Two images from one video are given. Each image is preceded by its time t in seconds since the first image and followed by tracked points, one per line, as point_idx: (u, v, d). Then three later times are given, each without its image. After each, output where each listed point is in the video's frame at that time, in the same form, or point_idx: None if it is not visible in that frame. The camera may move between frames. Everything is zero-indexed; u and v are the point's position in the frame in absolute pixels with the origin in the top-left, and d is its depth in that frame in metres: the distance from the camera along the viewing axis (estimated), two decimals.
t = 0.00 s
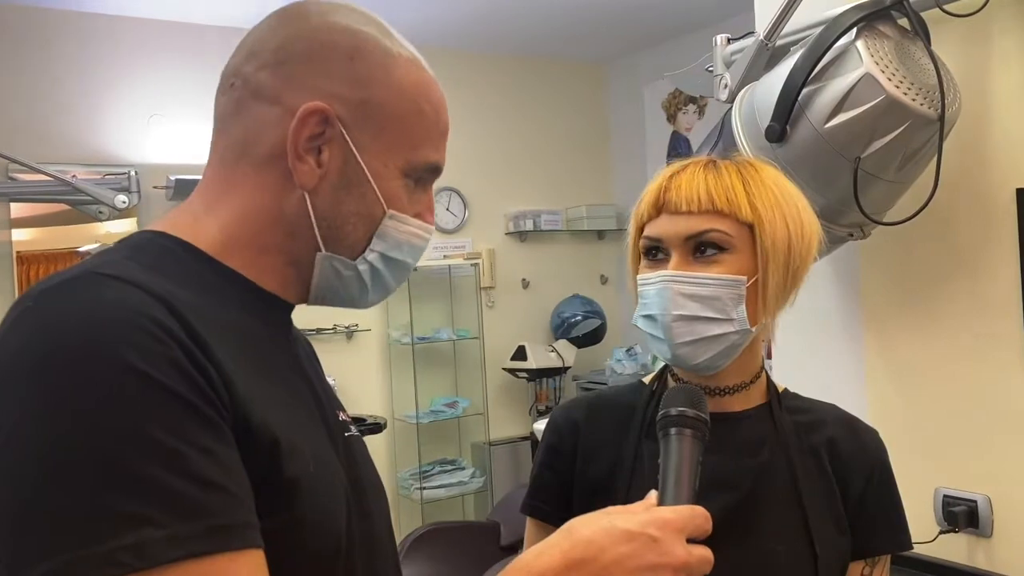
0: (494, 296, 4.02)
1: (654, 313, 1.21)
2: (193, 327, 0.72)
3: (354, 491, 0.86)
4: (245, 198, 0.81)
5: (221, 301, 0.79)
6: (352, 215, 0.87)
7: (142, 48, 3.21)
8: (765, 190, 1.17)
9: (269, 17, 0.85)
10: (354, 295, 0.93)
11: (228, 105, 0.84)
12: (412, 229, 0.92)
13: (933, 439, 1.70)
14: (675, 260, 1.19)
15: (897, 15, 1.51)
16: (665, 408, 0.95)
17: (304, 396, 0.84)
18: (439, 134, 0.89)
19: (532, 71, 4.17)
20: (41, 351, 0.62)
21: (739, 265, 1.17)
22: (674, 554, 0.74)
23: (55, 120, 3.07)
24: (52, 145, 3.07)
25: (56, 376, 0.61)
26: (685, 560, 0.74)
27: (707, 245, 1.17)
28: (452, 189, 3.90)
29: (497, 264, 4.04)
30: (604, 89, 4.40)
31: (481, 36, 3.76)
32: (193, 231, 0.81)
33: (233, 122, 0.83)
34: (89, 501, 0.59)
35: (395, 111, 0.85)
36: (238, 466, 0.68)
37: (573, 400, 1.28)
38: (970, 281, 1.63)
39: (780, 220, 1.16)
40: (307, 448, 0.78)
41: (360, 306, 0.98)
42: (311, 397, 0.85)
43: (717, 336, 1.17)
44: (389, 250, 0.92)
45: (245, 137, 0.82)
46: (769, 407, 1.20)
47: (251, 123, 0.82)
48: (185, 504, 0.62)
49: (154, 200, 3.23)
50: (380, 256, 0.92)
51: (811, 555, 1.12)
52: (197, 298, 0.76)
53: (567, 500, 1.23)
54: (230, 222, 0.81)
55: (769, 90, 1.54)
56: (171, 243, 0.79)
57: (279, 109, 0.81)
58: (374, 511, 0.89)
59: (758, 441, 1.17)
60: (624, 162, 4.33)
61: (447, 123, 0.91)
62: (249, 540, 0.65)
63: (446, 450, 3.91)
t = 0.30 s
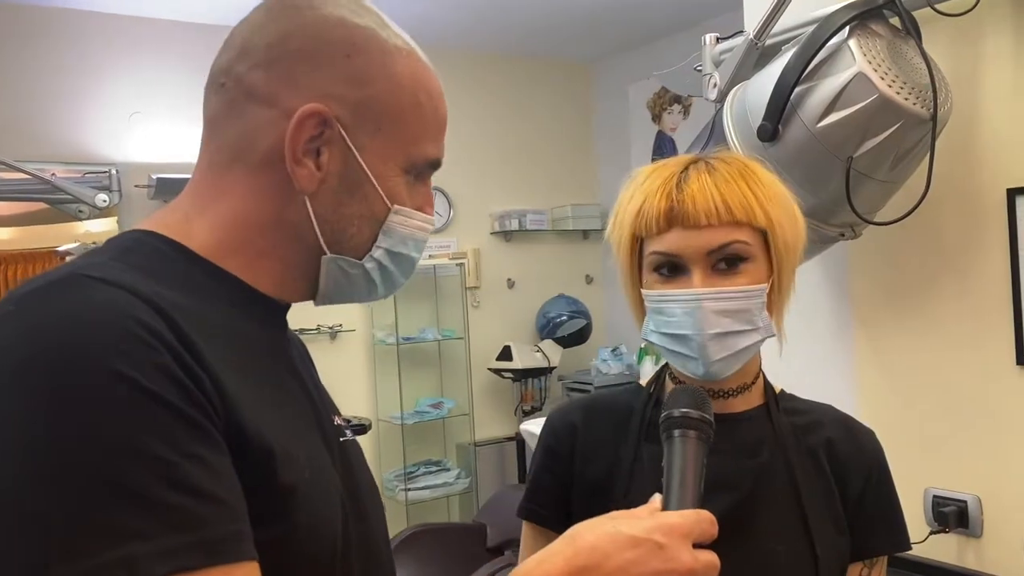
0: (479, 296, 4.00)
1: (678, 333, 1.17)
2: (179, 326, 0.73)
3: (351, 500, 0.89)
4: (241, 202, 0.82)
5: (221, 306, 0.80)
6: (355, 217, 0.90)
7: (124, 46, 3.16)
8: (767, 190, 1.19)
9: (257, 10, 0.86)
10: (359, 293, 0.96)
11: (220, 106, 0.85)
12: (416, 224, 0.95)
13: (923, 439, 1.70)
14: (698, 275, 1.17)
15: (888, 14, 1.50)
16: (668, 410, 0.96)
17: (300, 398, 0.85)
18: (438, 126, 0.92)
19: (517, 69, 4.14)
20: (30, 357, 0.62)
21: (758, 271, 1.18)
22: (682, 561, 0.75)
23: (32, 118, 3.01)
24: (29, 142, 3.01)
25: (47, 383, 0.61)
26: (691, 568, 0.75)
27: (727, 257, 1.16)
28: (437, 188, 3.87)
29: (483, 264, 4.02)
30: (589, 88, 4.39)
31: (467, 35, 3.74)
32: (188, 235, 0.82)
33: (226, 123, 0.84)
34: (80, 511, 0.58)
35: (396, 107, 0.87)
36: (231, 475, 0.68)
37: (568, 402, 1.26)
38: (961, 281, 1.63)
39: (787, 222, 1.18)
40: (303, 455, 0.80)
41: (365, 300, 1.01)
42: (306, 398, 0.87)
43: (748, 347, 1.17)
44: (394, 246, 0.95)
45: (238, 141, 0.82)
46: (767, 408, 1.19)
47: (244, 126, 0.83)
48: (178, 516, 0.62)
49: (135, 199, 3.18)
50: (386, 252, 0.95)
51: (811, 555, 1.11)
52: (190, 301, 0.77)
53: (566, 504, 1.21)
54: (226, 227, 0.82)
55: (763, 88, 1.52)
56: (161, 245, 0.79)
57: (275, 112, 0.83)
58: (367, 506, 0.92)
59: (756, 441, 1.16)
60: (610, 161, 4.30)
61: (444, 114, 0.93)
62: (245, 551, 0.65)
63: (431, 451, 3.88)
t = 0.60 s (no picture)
0: (463, 296, 3.98)
1: (691, 314, 1.15)
2: (166, 329, 0.72)
3: (343, 504, 0.89)
4: (228, 201, 0.80)
5: (208, 309, 0.78)
6: (346, 216, 0.88)
7: (103, 44, 3.11)
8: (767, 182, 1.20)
9: (242, 3, 0.84)
10: (351, 289, 0.95)
11: (204, 102, 0.83)
12: (409, 219, 0.93)
13: (911, 439, 1.70)
14: (708, 256, 1.16)
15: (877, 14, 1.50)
16: (665, 417, 0.96)
17: (289, 401, 0.84)
18: (429, 119, 0.90)
19: (502, 68, 4.12)
20: (17, 363, 0.62)
21: (762, 257, 1.19)
22: (683, 570, 0.74)
23: (9, 115, 2.96)
24: (6, 140, 2.96)
25: (33, 390, 0.61)
26: None
27: (737, 239, 1.16)
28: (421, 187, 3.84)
29: (467, 263, 4.00)
30: (574, 88, 4.38)
31: (451, 33, 3.72)
32: (175, 236, 0.80)
33: (211, 119, 0.82)
34: (66, 521, 0.59)
35: (386, 100, 0.85)
36: (218, 482, 0.69)
37: (554, 406, 1.25)
38: (948, 280, 1.63)
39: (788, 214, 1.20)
40: (293, 462, 0.79)
41: (358, 298, 1.00)
42: (295, 401, 0.86)
43: (755, 332, 1.17)
44: (387, 243, 0.93)
45: (223, 138, 0.81)
46: (756, 405, 1.18)
47: (229, 123, 0.81)
48: (163, 527, 0.62)
49: (115, 197, 3.14)
50: (379, 248, 0.94)
51: (804, 554, 1.10)
52: (177, 302, 0.76)
53: (554, 508, 1.19)
54: (213, 227, 0.80)
55: (752, 87, 1.52)
56: (147, 244, 0.78)
57: (261, 107, 0.81)
58: (359, 506, 0.91)
59: (746, 441, 1.15)
60: (595, 161, 4.29)
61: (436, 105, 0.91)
62: (232, 561, 0.66)
63: (415, 453, 3.85)
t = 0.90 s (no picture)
0: (449, 295, 3.96)
1: (677, 316, 1.15)
2: (150, 331, 0.71)
3: (331, 505, 0.88)
4: (213, 198, 0.79)
5: (191, 308, 0.77)
6: (333, 215, 0.87)
7: (85, 40, 3.08)
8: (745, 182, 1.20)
9: None
10: (335, 291, 0.93)
11: (192, 95, 0.81)
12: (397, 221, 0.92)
13: (897, 439, 1.70)
14: (693, 257, 1.15)
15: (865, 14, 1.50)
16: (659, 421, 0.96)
17: (276, 403, 0.83)
18: (420, 118, 0.89)
19: (488, 67, 4.11)
20: None
21: (747, 256, 1.18)
22: None
23: None
24: None
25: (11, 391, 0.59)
26: None
27: (720, 238, 1.16)
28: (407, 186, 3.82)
29: (453, 263, 3.98)
30: (560, 87, 4.37)
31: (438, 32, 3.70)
32: (159, 232, 0.78)
33: (198, 114, 0.80)
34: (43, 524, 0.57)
35: (377, 96, 0.84)
36: (202, 486, 0.67)
37: (540, 412, 1.24)
38: (933, 281, 1.63)
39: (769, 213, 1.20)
40: (280, 465, 0.78)
41: (342, 300, 0.98)
42: (282, 403, 0.85)
43: (743, 330, 1.17)
44: (374, 243, 0.92)
45: (210, 133, 0.79)
46: (743, 406, 1.18)
47: (217, 119, 0.80)
48: (144, 532, 0.61)
49: (98, 195, 3.11)
50: (365, 249, 0.92)
51: (791, 555, 1.09)
52: (160, 301, 0.74)
53: (542, 516, 1.18)
54: (197, 223, 0.79)
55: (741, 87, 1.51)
56: (130, 242, 0.76)
57: (250, 102, 0.80)
58: (346, 508, 0.90)
59: (733, 443, 1.15)
60: (581, 160, 4.28)
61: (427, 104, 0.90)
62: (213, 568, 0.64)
63: (400, 452, 3.84)
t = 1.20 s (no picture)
0: (436, 293, 3.95)
1: (671, 322, 1.15)
2: (126, 332, 0.70)
3: (312, 502, 0.88)
4: (191, 194, 0.78)
5: (168, 306, 0.76)
6: (314, 212, 0.86)
7: (68, 35, 3.05)
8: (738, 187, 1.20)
9: None
10: (316, 289, 0.93)
11: (169, 88, 0.80)
12: (379, 218, 0.92)
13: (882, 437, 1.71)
14: (688, 263, 1.15)
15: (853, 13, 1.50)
16: (643, 418, 0.95)
17: (256, 402, 0.83)
18: (403, 115, 0.88)
19: (476, 65, 4.10)
20: None
21: (739, 262, 1.19)
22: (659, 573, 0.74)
23: None
24: None
25: None
26: None
27: (714, 244, 1.16)
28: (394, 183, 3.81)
29: (440, 261, 3.97)
30: (547, 85, 4.37)
31: (425, 30, 3.69)
32: (138, 229, 0.78)
33: (176, 107, 0.80)
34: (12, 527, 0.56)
35: (359, 92, 0.83)
36: (180, 489, 0.67)
37: (528, 407, 1.24)
38: (918, 280, 1.64)
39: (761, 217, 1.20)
40: (260, 466, 0.78)
41: (323, 298, 0.98)
42: (264, 402, 0.85)
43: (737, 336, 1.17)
44: (356, 240, 0.92)
45: (187, 128, 0.79)
46: (729, 407, 1.18)
47: (194, 112, 0.79)
48: (116, 535, 0.60)
49: (81, 191, 3.08)
50: (346, 247, 0.92)
51: (776, 555, 1.10)
52: (136, 298, 0.74)
53: (529, 512, 1.18)
54: (176, 220, 0.78)
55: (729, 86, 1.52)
56: (106, 238, 0.76)
57: (228, 96, 0.79)
58: (330, 507, 0.90)
59: (717, 442, 1.15)
60: (569, 158, 4.28)
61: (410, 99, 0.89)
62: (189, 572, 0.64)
63: (387, 450, 3.83)
